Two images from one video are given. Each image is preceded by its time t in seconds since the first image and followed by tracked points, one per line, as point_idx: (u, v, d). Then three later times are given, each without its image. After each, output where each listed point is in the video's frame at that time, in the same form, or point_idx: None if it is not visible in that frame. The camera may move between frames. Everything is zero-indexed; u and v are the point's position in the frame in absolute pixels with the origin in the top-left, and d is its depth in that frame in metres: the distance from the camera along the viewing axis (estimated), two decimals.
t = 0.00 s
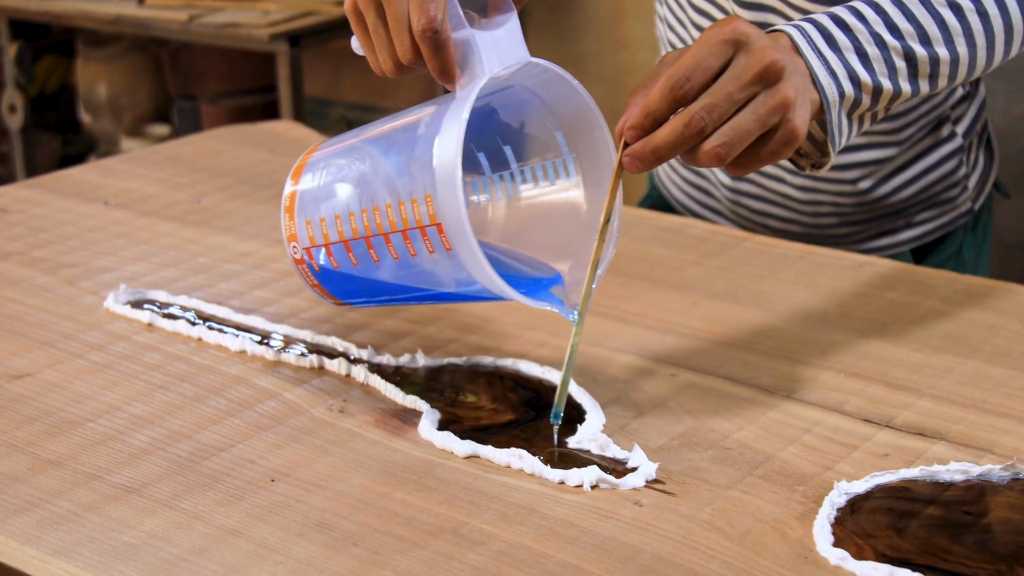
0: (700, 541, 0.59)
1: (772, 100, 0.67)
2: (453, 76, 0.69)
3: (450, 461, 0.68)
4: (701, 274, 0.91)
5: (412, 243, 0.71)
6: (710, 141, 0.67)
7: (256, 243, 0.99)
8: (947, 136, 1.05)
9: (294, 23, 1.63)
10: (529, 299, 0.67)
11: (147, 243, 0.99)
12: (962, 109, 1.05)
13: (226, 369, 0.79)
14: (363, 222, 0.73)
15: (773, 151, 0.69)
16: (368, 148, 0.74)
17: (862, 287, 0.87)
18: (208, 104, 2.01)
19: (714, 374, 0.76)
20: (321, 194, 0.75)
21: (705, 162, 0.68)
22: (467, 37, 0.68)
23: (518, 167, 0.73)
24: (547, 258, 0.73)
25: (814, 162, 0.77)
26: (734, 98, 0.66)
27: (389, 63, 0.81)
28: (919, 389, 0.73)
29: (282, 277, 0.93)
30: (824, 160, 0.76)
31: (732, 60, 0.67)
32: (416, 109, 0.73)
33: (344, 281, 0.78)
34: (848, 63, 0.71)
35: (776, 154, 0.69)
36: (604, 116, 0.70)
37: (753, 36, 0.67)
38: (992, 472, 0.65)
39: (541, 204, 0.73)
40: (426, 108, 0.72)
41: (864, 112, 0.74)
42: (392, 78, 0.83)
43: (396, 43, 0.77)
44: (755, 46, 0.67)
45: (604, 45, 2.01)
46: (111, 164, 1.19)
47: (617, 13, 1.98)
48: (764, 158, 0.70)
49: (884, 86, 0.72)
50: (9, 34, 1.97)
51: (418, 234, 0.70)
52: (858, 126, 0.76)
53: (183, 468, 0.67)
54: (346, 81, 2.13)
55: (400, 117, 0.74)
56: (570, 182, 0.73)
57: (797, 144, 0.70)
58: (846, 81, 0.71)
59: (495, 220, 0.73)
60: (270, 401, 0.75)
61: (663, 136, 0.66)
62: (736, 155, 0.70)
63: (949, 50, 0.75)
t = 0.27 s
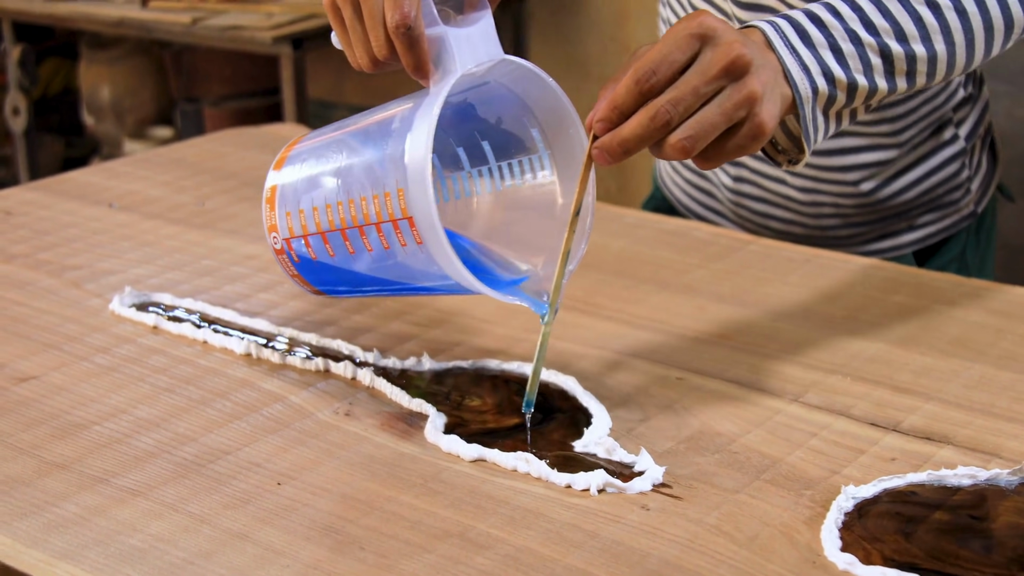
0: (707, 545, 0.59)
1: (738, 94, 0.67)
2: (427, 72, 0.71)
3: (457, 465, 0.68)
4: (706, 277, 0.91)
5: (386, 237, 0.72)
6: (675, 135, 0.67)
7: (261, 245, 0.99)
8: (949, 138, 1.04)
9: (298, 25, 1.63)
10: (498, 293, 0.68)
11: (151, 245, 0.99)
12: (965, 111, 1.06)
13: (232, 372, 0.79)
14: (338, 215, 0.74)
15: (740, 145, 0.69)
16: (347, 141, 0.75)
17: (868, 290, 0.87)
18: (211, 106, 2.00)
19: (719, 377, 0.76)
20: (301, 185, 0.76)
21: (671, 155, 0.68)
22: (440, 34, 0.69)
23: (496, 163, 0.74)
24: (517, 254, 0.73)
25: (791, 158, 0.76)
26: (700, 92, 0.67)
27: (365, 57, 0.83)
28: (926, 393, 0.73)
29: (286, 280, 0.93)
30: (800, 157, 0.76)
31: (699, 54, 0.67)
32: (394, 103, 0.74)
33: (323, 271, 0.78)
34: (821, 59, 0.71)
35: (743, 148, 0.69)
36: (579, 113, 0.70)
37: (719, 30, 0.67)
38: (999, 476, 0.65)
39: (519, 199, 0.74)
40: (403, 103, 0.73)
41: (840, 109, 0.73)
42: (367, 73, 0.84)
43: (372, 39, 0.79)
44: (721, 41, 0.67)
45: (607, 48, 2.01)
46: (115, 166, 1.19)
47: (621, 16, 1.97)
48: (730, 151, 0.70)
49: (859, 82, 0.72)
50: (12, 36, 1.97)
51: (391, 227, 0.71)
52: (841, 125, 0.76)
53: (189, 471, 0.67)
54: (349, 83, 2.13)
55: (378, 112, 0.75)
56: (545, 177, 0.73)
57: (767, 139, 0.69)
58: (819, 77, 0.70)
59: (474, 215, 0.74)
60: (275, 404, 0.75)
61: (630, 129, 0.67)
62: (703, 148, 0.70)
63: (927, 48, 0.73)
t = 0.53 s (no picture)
0: (724, 547, 0.59)
1: (726, 97, 0.67)
2: (422, 72, 0.72)
3: (471, 466, 0.68)
4: (719, 279, 0.90)
5: (381, 234, 0.71)
6: (664, 137, 0.67)
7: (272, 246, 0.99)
8: (960, 139, 1.04)
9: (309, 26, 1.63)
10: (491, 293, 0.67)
11: (163, 245, 0.99)
12: (976, 112, 1.05)
13: (245, 372, 0.79)
14: (335, 212, 0.74)
15: (728, 147, 0.70)
16: (344, 136, 0.75)
17: (882, 292, 0.87)
18: (222, 107, 1.98)
19: (733, 379, 0.76)
20: (300, 180, 0.76)
21: (660, 158, 0.68)
22: (435, 36, 0.69)
23: (494, 159, 0.73)
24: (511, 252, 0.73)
25: (785, 159, 0.76)
26: (688, 95, 0.67)
27: (362, 57, 0.83)
28: (941, 395, 0.73)
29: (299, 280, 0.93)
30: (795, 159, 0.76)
31: (687, 58, 0.68)
32: (391, 100, 0.74)
33: (321, 264, 0.79)
34: (814, 60, 0.70)
35: (733, 150, 0.70)
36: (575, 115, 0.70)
37: (707, 34, 0.67)
38: (1016, 479, 0.64)
39: (515, 196, 0.73)
40: (400, 101, 0.72)
41: (834, 111, 0.73)
42: (365, 72, 0.85)
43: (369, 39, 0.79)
44: (709, 44, 0.67)
45: (617, 49, 2.01)
46: (126, 166, 1.19)
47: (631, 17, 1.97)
48: (720, 154, 0.70)
49: (852, 85, 0.71)
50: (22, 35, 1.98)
51: (386, 225, 0.70)
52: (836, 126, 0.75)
53: (203, 471, 0.67)
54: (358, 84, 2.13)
55: (375, 109, 0.74)
56: (540, 176, 0.73)
57: (757, 142, 0.70)
58: (811, 79, 0.70)
59: (473, 211, 0.74)
60: (289, 405, 0.74)
61: (619, 132, 0.67)
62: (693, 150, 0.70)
63: (921, 50, 0.73)
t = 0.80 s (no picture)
0: (742, 549, 0.58)
1: (738, 93, 0.66)
2: (438, 65, 0.70)
3: (488, 466, 0.67)
4: (735, 280, 0.90)
5: (396, 226, 0.72)
6: (676, 133, 0.67)
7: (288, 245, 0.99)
8: (976, 141, 1.04)
9: (323, 26, 1.63)
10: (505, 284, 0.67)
11: (178, 244, 1.00)
12: (992, 113, 1.05)
13: (261, 372, 0.79)
14: (350, 204, 0.74)
15: (740, 144, 0.69)
16: (359, 129, 0.75)
17: (899, 294, 0.87)
18: (235, 106, 2.00)
19: (750, 380, 0.76)
20: (314, 173, 0.76)
21: (672, 154, 0.68)
22: (451, 28, 0.69)
23: (508, 153, 0.73)
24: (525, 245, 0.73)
25: (797, 156, 0.75)
26: (699, 91, 0.66)
27: (377, 49, 0.83)
28: (960, 398, 0.72)
29: (314, 280, 0.93)
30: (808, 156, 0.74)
31: (699, 54, 0.67)
32: (406, 93, 0.74)
33: (335, 257, 0.79)
34: (826, 58, 0.70)
35: (744, 147, 0.69)
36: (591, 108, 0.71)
37: (719, 30, 0.67)
38: None
39: (529, 189, 0.73)
40: (415, 93, 0.73)
41: (847, 109, 0.72)
42: (380, 64, 0.84)
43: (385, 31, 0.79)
44: (722, 40, 0.66)
45: (631, 50, 2.01)
46: (141, 165, 1.19)
47: (644, 18, 1.97)
48: (730, 151, 0.70)
49: (864, 82, 0.71)
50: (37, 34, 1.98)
51: (401, 217, 0.71)
52: (848, 125, 0.75)
53: (220, 471, 0.67)
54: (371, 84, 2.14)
55: (390, 101, 0.75)
56: (555, 169, 0.73)
57: (768, 139, 0.69)
58: (824, 76, 0.70)
59: (487, 205, 0.74)
60: (305, 404, 0.75)
61: (631, 127, 0.66)
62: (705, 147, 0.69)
63: (934, 48, 0.73)
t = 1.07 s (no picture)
0: (751, 552, 0.58)
1: (749, 91, 0.66)
2: (448, 61, 0.73)
3: (496, 468, 0.67)
4: (743, 281, 0.90)
5: (406, 224, 0.72)
6: (686, 131, 0.67)
7: (295, 247, 1.00)
8: (985, 141, 1.04)
9: (331, 27, 1.64)
10: (515, 281, 0.67)
11: (185, 246, 1.00)
12: (1002, 113, 1.05)
13: (269, 374, 0.79)
14: (359, 202, 0.74)
15: (750, 142, 0.69)
16: (368, 126, 0.75)
17: (908, 295, 0.86)
18: (242, 107, 2.00)
19: (759, 382, 0.76)
20: (324, 171, 0.76)
21: (682, 153, 0.68)
22: (461, 25, 0.69)
23: (517, 151, 0.73)
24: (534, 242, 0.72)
25: (809, 155, 0.74)
26: (709, 90, 0.66)
27: (388, 48, 0.83)
28: (969, 399, 0.72)
29: (322, 282, 0.93)
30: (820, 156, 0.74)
31: (710, 52, 0.66)
32: (415, 91, 0.74)
33: (345, 256, 0.79)
34: (837, 56, 0.70)
35: (755, 145, 0.69)
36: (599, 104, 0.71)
37: (729, 28, 0.66)
38: None
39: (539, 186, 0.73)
40: (425, 91, 0.72)
41: (858, 107, 0.72)
42: (391, 61, 0.85)
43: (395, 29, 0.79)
44: (732, 38, 0.66)
45: (638, 50, 2.01)
46: (149, 166, 1.19)
47: (652, 18, 1.97)
48: (741, 149, 0.69)
49: (876, 80, 0.71)
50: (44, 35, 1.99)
51: (410, 214, 0.71)
52: (859, 123, 0.75)
53: (228, 473, 0.67)
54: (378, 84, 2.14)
55: (399, 99, 0.74)
56: (564, 166, 0.73)
57: (779, 136, 0.69)
58: (834, 74, 0.69)
59: (497, 203, 0.73)
60: (313, 407, 0.75)
61: (641, 127, 0.66)
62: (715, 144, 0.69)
63: (944, 45, 0.72)
